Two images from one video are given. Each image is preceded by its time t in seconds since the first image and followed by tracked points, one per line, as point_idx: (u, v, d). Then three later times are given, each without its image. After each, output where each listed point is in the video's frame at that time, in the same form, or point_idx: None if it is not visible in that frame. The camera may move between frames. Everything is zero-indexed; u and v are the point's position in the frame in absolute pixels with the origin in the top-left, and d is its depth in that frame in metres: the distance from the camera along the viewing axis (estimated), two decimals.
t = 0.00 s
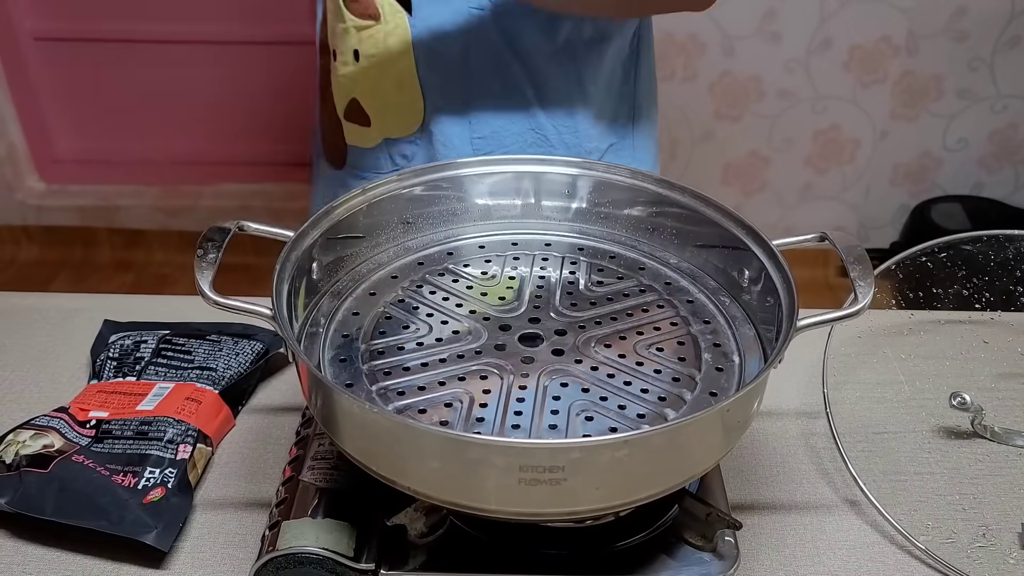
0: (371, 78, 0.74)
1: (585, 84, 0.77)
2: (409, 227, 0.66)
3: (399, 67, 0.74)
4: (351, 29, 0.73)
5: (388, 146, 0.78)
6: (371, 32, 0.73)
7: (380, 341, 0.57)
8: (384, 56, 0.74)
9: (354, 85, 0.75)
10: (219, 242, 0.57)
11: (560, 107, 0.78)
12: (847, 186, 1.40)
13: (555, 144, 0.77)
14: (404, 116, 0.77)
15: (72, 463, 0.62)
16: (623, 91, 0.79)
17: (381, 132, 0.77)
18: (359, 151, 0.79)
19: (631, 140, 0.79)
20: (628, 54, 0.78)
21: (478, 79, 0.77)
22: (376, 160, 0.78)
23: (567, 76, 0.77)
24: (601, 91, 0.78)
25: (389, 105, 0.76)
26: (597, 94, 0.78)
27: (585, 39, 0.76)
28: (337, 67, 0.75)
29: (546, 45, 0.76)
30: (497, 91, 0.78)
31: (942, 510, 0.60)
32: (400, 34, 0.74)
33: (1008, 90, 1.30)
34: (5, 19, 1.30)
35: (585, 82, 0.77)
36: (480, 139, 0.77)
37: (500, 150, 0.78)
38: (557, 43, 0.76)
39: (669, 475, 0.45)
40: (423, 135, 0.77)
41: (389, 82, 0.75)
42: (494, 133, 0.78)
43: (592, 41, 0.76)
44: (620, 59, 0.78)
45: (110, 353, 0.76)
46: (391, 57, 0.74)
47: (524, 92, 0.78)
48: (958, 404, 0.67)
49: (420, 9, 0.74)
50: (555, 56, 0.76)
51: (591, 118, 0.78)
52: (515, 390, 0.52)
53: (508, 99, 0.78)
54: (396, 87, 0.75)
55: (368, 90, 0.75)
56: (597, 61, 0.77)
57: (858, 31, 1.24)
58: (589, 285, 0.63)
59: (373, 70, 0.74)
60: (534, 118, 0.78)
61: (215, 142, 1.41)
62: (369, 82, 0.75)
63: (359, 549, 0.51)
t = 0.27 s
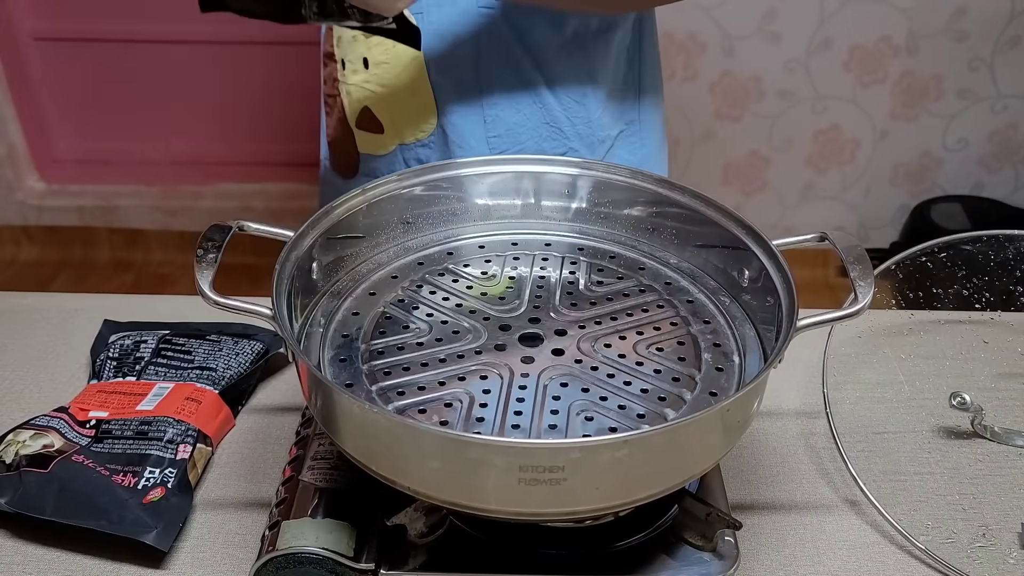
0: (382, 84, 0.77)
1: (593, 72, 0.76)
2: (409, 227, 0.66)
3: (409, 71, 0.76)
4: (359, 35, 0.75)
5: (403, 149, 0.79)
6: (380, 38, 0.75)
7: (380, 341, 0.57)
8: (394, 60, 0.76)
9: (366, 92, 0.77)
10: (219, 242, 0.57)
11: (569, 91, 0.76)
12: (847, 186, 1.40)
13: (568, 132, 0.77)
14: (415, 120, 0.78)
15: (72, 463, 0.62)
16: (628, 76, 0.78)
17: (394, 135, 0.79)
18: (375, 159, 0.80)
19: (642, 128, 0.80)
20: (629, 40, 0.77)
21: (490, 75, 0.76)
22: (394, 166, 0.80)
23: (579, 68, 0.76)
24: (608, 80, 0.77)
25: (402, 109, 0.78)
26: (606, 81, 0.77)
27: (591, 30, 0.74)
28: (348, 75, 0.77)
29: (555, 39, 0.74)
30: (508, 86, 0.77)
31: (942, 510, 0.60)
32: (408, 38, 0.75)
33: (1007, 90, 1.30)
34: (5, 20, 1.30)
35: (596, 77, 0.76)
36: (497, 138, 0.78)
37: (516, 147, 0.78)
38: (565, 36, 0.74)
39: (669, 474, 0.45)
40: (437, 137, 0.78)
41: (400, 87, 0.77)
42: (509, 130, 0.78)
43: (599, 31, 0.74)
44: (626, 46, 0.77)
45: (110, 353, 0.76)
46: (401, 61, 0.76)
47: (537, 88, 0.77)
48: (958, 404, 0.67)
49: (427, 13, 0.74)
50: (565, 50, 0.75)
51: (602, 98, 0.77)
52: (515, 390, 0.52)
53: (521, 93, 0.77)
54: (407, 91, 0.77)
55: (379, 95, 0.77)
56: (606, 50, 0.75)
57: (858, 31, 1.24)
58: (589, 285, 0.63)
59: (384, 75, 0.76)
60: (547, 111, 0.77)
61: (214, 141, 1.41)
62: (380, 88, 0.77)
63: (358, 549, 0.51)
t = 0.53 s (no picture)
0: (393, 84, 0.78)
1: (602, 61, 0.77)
2: (409, 227, 0.66)
3: (419, 71, 0.77)
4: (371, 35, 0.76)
5: (414, 149, 0.80)
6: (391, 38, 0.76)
7: (380, 341, 0.57)
8: (404, 60, 0.77)
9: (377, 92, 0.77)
10: (218, 243, 0.57)
11: (579, 83, 0.77)
12: (846, 187, 1.40)
13: (577, 125, 0.78)
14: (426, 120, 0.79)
15: (71, 463, 0.62)
16: (634, 71, 0.79)
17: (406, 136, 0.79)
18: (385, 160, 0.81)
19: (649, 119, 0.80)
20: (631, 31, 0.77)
21: (502, 66, 0.78)
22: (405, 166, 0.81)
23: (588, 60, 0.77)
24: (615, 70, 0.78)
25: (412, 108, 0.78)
26: (613, 73, 0.78)
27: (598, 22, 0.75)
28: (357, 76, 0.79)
29: (564, 31, 0.76)
30: (519, 80, 0.78)
31: (942, 510, 0.60)
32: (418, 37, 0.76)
33: (1007, 90, 1.30)
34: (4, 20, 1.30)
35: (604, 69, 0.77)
36: (508, 134, 0.78)
37: (529, 142, 0.79)
38: (575, 28, 0.76)
39: (668, 474, 0.45)
40: (447, 136, 0.80)
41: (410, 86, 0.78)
42: (521, 126, 0.78)
43: (606, 24, 0.76)
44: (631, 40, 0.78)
45: (109, 353, 0.76)
46: (411, 61, 0.77)
47: (548, 82, 0.77)
48: (957, 404, 0.67)
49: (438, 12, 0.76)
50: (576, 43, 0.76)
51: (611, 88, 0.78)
52: (515, 390, 0.52)
53: (532, 87, 0.78)
54: (417, 90, 0.78)
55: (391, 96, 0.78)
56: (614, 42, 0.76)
57: (858, 31, 1.24)
58: (589, 285, 0.63)
59: (394, 75, 0.77)
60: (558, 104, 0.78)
61: (213, 141, 1.41)
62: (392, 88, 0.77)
63: (358, 549, 0.51)
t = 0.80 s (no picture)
0: (400, 72, 0.78)
1: (610, 46, 0.77)
2: (408, 227, 0.66)
3: (425, 57, 0.78)
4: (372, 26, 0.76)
5: (423, 139, 0.79)
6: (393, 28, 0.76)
7: (380, 341, 0.57)
8: (408, 49, 0.77)
9: (384, 84, 0.78)
10: (218, 242, 0.57)
11: (588, 69, 0.78)
12: (845, 187, 1.40)
13: (588, 109, 0.79)
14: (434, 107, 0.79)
15: (70, 463, 0.62)
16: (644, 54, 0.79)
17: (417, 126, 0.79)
18: (391, 154, 0.80)
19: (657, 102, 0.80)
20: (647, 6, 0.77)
21: (510, 51, 0.78)
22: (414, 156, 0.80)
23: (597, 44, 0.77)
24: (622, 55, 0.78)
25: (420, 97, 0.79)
26: (621, 59, 0.78)
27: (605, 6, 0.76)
28: (362, 67, 0.78)
29: (572, 18, 0.77)
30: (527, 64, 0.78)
31: (942, 510, 0.60)
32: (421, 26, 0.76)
33: (1006, 90, 1.30)
34: (3, 20, 1.30)
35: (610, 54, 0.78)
36: (516, 118, 0.79)
37: (538, 126, 0.79)
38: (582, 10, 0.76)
39: (668, 474, 0.45)
40: (457, 124, 0.79)
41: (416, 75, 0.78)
42: (531, 111, 0.79)
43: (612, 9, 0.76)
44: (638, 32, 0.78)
45: (109, 353, 0.75)
46: (416, 48, 0.77)
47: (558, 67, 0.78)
48: (956, 404, 0.68)
49: None
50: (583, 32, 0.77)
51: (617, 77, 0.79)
52: (514, 390, 0.52)
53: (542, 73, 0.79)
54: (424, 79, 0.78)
55: (397, 86, 0.78)
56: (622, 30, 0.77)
57: (858, 30, 1.24)
58: (588, 285, 0.63)
59: (399, 64, 0.78)
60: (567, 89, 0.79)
61: (213, 142, 1.41)
62: (398, 78, 0.78)
63: (357, 549, 0.51)
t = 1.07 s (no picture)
0: (391, 70, 0.78)
1: (603, 42, 0.77)
2: (408, 227, 0.66)
3: (415, 54, 0.78)
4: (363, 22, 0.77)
5: (415, 137, 0.80)
6: (384, 24, 0.77)
7: (380, 341, 0.57)
8: (399, 45, 0.78)
9: (377, 81, 0.79)
10: (218, 242, 0.57)
11: (580, 67, 0.78)
12: (846, 187, 1.40)
13: (581, 106, 0.79)
14: (425, 104, 0.80)
15: (70, 463, 0.62)
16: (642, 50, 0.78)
17: (408, 123, 0.80)
18: (385, 151, 0.80)
19: (657, 95, 0.79)
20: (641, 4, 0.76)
21: (500, 51, 0.78)
22: (406, 154, 0.80)
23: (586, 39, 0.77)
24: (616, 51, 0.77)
25: (411, 95, 0.79)
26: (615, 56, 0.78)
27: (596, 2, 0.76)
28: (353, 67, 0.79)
29: (562, 11, 0.76)
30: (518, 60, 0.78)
31: (942, 509, 0.60)
32: (412, 22, 0.77)
33: (1006, 90, 1.30)
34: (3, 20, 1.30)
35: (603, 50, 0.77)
36: (506, 114, 0.79)
37: (530, 124, 0.79)
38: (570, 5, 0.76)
39: (668, 474, 0.45)
40: (448, 123, 0.80)
41: (407, 73, 0.79)
42: (520, 109, 0.79)
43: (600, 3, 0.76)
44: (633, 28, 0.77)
45: (109, 353, 0.75)
46: (406, 45, 0.78)
47: (547, 64, 0.78)
48: (956, 404, 0.68)
49: None
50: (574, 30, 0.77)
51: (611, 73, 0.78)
52: (514, 390, 0.52)
53: (531, 69, 0.78)
54: (415, 76, 0.79)
55: (389, 83, 0.79)
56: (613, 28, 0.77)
57: (858, 30, 1.24)
58: (588, 285, 0.63)
59: (391, 61, 0.78)
60: (559, 87, 0.78)
61: (213, 142, 1.41)
62: (391, 76, 0.79)
63: (357, 549, 0.51)
